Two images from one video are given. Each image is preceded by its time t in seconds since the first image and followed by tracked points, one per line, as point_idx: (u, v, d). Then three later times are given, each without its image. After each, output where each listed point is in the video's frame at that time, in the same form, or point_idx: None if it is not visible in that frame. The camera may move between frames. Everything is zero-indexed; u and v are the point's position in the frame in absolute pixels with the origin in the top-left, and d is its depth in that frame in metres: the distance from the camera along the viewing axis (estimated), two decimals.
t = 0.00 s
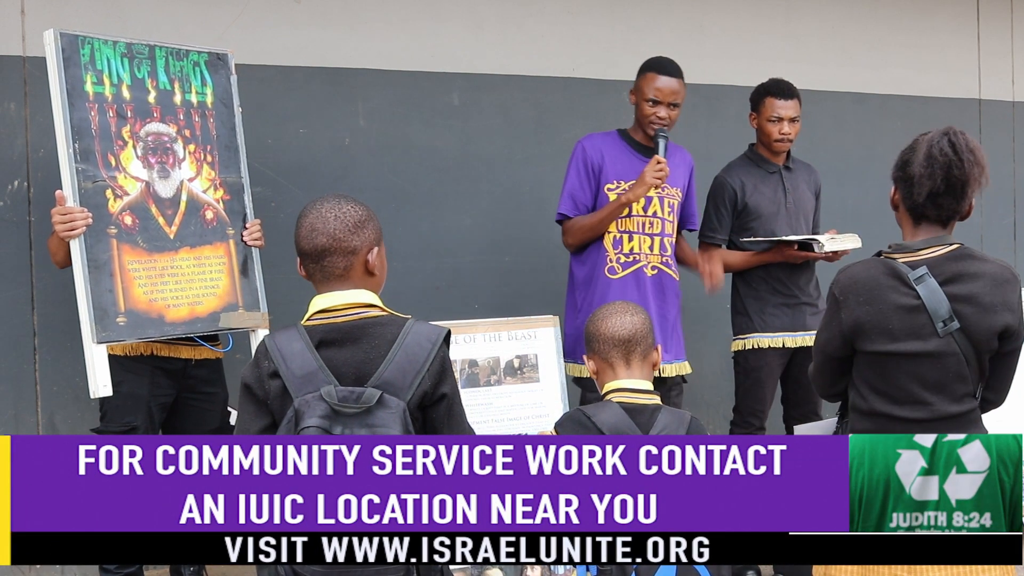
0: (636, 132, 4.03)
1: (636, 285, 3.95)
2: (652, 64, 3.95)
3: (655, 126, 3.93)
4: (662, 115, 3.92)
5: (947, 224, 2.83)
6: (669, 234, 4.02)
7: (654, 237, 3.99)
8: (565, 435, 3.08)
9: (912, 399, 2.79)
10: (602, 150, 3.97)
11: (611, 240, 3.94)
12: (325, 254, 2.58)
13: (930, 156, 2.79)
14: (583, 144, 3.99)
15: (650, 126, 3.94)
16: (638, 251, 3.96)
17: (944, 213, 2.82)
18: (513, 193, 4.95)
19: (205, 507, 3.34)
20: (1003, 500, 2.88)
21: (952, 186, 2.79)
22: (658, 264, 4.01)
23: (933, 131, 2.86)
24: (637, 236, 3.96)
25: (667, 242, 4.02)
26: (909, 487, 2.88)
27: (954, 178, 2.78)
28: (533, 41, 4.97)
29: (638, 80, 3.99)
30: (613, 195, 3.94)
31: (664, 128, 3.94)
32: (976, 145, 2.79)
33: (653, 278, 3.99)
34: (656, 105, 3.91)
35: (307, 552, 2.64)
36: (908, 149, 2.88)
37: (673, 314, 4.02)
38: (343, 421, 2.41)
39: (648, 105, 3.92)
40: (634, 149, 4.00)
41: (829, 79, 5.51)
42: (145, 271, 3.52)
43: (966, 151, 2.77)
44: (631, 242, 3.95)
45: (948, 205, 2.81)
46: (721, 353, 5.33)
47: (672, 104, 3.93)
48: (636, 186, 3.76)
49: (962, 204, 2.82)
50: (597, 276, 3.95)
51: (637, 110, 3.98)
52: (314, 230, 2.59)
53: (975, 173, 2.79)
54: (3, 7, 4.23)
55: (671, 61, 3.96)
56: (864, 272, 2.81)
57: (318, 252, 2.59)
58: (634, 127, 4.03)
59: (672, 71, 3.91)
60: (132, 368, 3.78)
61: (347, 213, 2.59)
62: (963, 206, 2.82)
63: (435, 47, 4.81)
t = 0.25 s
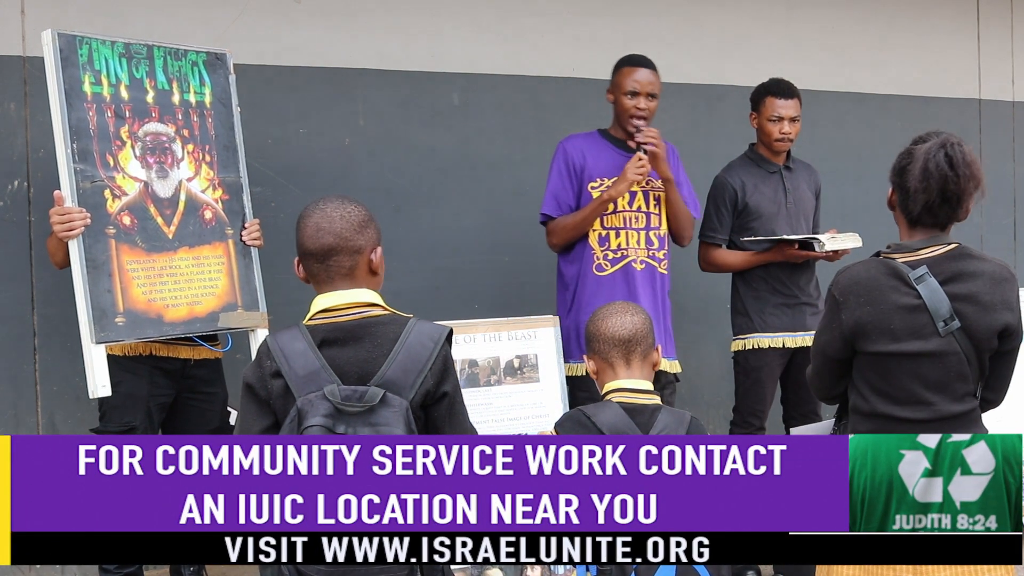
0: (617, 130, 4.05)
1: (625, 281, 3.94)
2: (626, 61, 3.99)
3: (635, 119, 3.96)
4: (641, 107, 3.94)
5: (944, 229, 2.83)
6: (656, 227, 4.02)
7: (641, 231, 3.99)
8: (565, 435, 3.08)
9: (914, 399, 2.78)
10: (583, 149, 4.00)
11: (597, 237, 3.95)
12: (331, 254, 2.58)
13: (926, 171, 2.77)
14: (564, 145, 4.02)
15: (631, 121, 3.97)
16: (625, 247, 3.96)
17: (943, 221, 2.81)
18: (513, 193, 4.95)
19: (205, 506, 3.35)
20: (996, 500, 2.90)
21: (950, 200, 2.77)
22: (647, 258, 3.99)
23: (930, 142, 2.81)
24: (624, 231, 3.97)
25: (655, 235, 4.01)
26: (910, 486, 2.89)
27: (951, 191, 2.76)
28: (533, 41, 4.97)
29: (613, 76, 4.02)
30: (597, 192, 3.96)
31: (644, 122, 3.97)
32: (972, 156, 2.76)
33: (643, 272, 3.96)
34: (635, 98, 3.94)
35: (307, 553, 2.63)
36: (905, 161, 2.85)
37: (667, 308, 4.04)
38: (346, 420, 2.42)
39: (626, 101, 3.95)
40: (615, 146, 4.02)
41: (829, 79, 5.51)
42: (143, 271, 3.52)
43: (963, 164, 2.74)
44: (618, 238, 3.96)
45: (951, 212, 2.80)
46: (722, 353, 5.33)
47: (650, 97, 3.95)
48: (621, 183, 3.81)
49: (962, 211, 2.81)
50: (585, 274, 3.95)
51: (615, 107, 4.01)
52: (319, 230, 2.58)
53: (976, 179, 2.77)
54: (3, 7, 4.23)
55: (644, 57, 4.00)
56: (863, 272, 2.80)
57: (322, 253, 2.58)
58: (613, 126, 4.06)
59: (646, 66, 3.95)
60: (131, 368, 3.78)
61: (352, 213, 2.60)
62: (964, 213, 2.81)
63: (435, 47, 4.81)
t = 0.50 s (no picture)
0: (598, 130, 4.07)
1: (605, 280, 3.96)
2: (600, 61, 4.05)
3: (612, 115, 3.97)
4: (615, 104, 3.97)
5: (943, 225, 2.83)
6: (639, 222, 4.01)
7: (623, 227, 3.98)
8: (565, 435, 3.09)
9: (917, 400, 2.78)
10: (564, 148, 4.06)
11: (579, 235, 4.00)
12: (357, 253, 2.60)
13: (913, 168, 2.80)
14: (544, 147, 4.09)
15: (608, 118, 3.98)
16: (606, 244, 3.97)
17: (935, 219, 2.82)
18: (513, 193, 4.95)
19: (206, 507, 3.35)
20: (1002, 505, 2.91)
21: (938, 196, 2.79)
22: (631, 253, 3.97)
23: (916, 139, 2.85)
24: (603, 229, 3.98)
25: (638, 230, 4.00)
26: (916, 493, 2.90)
27: (938, 187, 2.78)
28: (533, 41, 4.97)
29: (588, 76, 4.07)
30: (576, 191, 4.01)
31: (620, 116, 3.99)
32: (960, 151, 2.79)
33: (626, 268, 3.95)
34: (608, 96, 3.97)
35: (308, 553, 2.64)
36: (894, 161, 2.88)
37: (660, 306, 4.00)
38: (351, 417, 2.43)
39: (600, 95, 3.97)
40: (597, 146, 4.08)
41: (829, 79, 5.51)
42: (143, 271, 3.52)
43: (950, 159, 2.77)
44: (597, 236, 3.98)
45: (943, 209, 2.81)
46: (721, 353, 5.33)
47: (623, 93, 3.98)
48: (585, 150, 3.88)
49: (955, 208, 2.82)
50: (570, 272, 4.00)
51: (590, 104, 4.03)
52: (340, 234, 2.59)
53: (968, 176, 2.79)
54: (3, 7, 4.23)
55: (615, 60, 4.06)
56: (863, 273, 2.79)
57: (359, 250, 2.60)
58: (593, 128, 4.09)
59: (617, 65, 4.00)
60: (131, 369, 3.78)
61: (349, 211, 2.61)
62: (954, 209, 2.82)
63: (435, 47, 4.81)
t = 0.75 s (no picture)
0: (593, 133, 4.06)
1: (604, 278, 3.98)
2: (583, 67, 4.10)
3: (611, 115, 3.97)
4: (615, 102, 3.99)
5: (936, 225, 2.83)
6: (632, 221, 4.04)
7: (617, 226, 4.01)
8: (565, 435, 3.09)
9: (921, 404, 2.78)
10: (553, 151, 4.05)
11: (573, 235, 4.01)
12: (377, 253, 2.66)
13: (903, 156, 2.83)
14: (534, 151, 4.09)
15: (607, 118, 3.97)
16: (601, 242, 3.99)
17: (929, 211, 2.81)
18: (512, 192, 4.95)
19: (205, 507, 3.36)
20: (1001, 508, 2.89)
21: (930, 183, 2.79)
22: (625, 252, 4.01)
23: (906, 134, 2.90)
24: (598, 228, 4.00)
25: (631, 229, 4.03)
26: (914, 497, 2.89)
27: (929, 173, 2.79)
28: (533, 41, 4.97)
29: (574, 82, 4.10)
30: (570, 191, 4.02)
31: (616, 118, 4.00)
32: (952, 141, 2.81)
33: (620, 266, 3.99)
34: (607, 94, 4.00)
35: (307, 553, 2.64)
36: (885, 155, 2.91)
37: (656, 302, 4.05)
38: (378, 415, 2.46)
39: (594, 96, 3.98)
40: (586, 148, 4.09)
41: (829, 79, 5.51)
42: (144, 271, 3.52)
43: (940, 146, 2.79)
44: (592, 235, 3.99)
45: (935, 198, 2.79)
46: (721, 353, 5.33)
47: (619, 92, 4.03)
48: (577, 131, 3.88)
49: (951, 201, 2.81)
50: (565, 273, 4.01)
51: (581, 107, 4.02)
52: (357, 235, 2.62)
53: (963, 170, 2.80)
54: (3, 7, 4.23)
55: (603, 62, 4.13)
56: (865, 279, 2.80)
57: (373, 251, 2.65)
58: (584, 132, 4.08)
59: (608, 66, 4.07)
60: (132, 369, 3.77)
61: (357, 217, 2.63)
62: (948, 199, 2.79)
63: (435, 47, 4.81)
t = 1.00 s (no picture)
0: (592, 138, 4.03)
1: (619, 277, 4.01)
2: (587, 72, 4.00)
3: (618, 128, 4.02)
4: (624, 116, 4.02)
5: (934, 226, 2.82)
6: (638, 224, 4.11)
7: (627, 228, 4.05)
8: (564, 435, 3.09)
9: (918, 405, 2.78)
10: (563, 161, 3.94)
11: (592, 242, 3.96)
12: (379, 253, 2.67)
13: (893, 158, 2.84)
14: (541, 165, 3.92)
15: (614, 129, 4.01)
16: (617, 246, 4.02)
17: (922, 211, 2.81)
18: (512, 192, 4.95)
19: (205, 507, 3.39)
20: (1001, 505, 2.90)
21: (921, 184, 2.79)
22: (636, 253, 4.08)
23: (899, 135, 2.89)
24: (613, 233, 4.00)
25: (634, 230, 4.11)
26: (915, 494, 2.90)
27: (919, 174, 2.79)
28: (533, 41, 4.97)
29: (581, 88, 3.99)
30: (584, 202, 3.94)
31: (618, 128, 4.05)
32: (942, 142, 2.81)
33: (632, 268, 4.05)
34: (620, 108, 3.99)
35: (308, 553, 2.65)
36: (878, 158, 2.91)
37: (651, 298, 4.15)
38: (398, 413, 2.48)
39: (612, 108, 3.97)
40: (585, 154, 4.00)
41: (829, 79, 5.51)
42: (144, 271, 3.52)
43: (930, 147, 2.79)
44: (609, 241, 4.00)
45: (927, 198, 2.79)
46: (721, 352, 5.33)
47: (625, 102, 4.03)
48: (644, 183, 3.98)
49: (946, 201, 2.80)
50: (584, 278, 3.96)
51: (594, 117, 3.98)
52: (366, 232, 2.64)
53: (955, 171, 2.80)
54: (2, 7, 4.23)
55: (599, 64, 4.03)
56: (861, 281, 2.81)
57: (380, 251, 2.67)
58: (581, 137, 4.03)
59: (614, 73, 4.01)
60: (133, 368, 3.74)
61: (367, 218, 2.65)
62: (941, 198, 2.79)
63: (435, 47, 4.81)
